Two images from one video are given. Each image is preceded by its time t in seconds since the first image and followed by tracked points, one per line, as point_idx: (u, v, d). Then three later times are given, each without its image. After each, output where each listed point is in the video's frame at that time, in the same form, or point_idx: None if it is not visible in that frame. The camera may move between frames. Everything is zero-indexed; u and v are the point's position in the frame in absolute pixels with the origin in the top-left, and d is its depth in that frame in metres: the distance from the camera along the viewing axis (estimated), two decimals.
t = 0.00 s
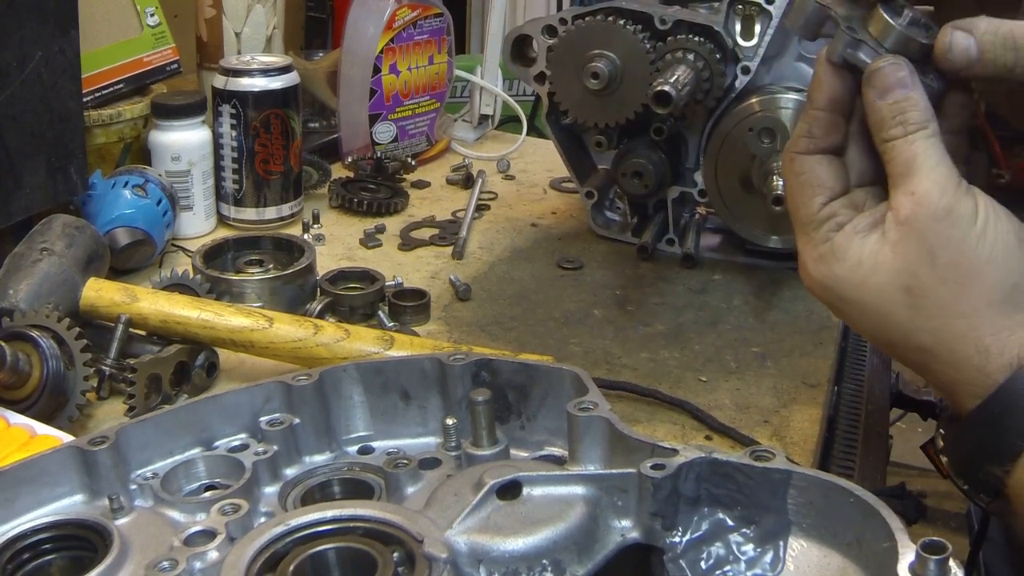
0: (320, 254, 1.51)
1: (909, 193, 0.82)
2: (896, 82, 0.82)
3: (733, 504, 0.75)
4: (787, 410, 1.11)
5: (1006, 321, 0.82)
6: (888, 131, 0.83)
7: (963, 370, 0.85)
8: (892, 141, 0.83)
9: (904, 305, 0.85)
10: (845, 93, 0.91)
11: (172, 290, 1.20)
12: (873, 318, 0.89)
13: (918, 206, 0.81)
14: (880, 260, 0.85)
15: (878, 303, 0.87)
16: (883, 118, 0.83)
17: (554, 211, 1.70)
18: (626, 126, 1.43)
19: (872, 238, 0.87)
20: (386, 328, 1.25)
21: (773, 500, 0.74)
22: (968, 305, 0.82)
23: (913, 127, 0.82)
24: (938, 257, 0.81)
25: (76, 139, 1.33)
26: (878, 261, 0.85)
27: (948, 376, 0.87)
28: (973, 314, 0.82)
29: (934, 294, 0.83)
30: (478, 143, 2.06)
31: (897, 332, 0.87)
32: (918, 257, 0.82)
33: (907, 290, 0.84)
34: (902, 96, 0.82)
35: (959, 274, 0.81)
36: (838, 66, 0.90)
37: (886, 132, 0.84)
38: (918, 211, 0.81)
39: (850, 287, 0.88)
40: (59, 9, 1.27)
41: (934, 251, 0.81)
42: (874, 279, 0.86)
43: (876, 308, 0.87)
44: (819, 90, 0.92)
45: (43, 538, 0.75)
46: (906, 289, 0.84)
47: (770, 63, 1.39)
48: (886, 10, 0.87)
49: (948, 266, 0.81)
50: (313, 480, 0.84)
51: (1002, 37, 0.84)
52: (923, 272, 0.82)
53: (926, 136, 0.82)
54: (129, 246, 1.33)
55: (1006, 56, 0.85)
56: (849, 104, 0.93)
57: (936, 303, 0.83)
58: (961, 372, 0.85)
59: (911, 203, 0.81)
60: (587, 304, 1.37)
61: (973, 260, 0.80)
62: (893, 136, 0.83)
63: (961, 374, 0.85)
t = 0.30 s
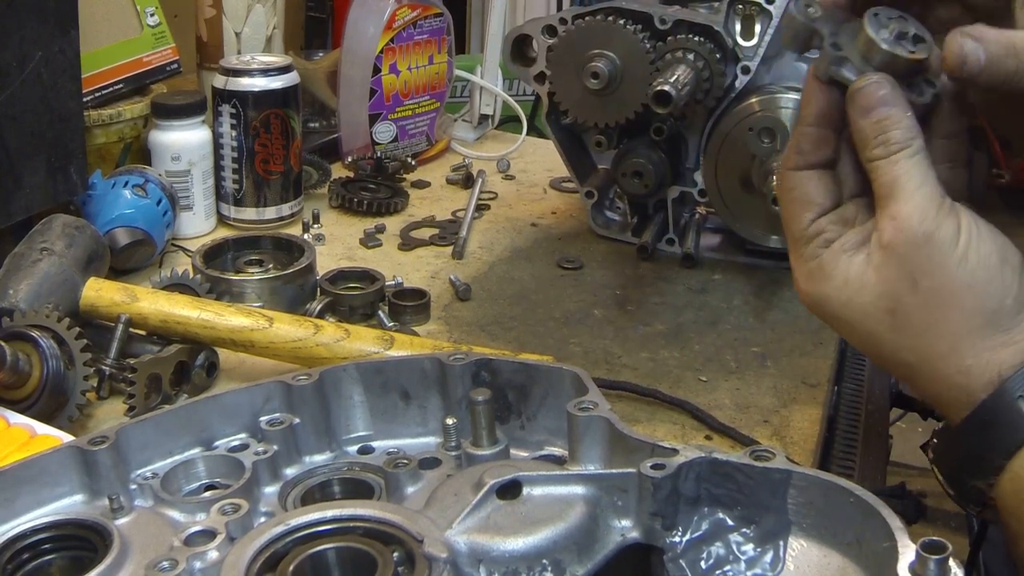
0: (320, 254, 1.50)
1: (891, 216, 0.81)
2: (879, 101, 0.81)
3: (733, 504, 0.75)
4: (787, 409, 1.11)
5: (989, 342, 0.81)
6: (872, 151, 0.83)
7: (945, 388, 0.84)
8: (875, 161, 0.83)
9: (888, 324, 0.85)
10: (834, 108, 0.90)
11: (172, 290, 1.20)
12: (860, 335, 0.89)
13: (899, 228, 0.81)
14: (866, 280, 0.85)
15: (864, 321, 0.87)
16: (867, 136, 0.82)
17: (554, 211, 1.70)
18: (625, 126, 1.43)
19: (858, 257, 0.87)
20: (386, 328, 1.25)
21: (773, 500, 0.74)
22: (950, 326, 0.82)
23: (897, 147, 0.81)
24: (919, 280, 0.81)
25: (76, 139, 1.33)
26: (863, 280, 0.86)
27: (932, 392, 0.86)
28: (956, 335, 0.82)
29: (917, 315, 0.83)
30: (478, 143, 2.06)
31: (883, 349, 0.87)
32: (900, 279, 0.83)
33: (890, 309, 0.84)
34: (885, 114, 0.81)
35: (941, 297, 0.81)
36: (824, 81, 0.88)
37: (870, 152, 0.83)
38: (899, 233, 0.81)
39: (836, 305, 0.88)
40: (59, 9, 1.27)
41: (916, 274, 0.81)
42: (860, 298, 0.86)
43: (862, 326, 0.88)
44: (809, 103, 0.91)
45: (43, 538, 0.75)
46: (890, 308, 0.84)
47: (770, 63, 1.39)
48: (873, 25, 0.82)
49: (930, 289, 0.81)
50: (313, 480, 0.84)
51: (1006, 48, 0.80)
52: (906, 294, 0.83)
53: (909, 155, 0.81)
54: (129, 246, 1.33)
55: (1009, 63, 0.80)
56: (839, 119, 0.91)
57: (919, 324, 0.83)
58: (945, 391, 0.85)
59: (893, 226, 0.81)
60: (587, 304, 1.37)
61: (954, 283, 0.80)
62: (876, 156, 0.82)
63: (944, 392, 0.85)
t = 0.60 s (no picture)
0: (320, 254, 1.51)
1: (829, 280, 0.81)
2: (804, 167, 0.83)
3: (733, 504, 0.75)
4: (787, 410, 1.11)
5: (941, 393, 0.80)
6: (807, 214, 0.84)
7: (906, 440, 0.83)
8: (811, 222, 0.84)
9: (841, 385, 0.84)
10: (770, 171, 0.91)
11: (172, 290, 1.20)
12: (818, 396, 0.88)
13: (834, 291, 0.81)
14: (813, 343, 0.85)
15: (819, 383, 0.87)
16: (799, 199, 0.84)
17: (554, 211, 1.70)
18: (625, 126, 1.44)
19: (806, 317, 0.87)
20: (386, 329, 1.25)
21: (773, 500, 0.74)
22: (898, 382, 0.81)
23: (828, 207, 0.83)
24: (861, 340, 0.81)
25: (76, 139, 1.33)
26: (811, 343, 0.85)
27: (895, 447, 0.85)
28: (904, 393, 0.81)
29: (865, 375, 0.82)
30: (478, 143, 2.06)
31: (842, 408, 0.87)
32: (844, 341, 0.82)
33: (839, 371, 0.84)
34: (810, 180, 0.83)
35: (885, 356, 0.80)
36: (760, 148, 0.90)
37: (805, 215, 0.84)
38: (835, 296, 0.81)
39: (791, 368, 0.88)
40: (59, 9, 1.27)
41: (857, 335, 0.81)
42: (811, 361, 0.86)
43: (819, 387, 0.87)
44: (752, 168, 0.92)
45: (42, 538, 0.75)
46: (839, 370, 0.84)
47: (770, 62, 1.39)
48: (789, 91, 0.86)
49: (873, 349, 0.80)
50: (313, 480, 0.84)
51: (919, 98, 0.81)
52: (851, 355, 0.82)
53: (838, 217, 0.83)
54: (129, 246, 1.33)
55: (930, 114, 0.81)
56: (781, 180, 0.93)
57: (868, 383, 0.82)
58: (905, 443, 0.83)
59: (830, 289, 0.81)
60: (587, 304, 1.37)
61: (896, 341, 0.79)
62: (811, 219, 0.84)
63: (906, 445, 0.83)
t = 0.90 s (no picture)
0: (320, 254, 1.50)
1: (821, 277, 0.82)
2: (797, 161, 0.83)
3: (733, 504, 0.75)
4: (787, 409, 1.11)
5: (932, 396, 0.81)
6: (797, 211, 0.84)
7: (894, 443, 0.84)
8: (802, 219, 0.84)
9: (826, 387, 0.85)
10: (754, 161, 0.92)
11: (172, 290, 1.20)
12: (799, 398, 0.89)
13: (829, 291, 0.81)
14: (800, 344, 0.85)
15: (802, 385, 0.87)
16: (790, 194, 0.84)
17: (554, 211, 1.70)
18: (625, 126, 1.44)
19: (791, 319, 0.87)
20: (387, 329, 1.25)
21: (773, 500, 0.74)
22: (888, 384, 0.81)
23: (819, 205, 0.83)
24: (854, 341, 0.81)
25: (76, 139, 1.33)
26: (798, 344, 0.85)
27: (880, 449, 0.86)
28: (894, 394, 0.82)
29: (854, 376, 0.83)
30: (478, 143, 2.06)
31: (825, 410, 0.87)
32: (835, 343, 0.83)
33: (827, 373, 0.84)
34: (804, 171, 0.83)
35: (876, 358, 0.81)
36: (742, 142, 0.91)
37: (796, 212, 0.84)
38: (829, 296, 0.81)
39: (774, 369, 0.88)
40: (59, 9, 1.27)
41: (849, 337, 0.81)
42: (796, 363, 0.86)
43: (801, 390, 0.87)
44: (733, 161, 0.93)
45: (42, 538, 0.75)
46: (827, 372, 0.84)
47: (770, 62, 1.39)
48: (787, 76, 0.87)
49: (865, 351, 0.81)
50: (313, 480, 0.84)
51: (911, 96, 0.83)
52: (841, 357, 0.82)
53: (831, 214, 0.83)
54: (129, 246, 1.33)
55: (925, 112, 0.83)
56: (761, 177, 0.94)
57: (857, 386, 0.83)
58: (891, 445, 0.84)
59: (823, 289, 0.81)
60: (587, 304, 1.37)
61: (889, 341, 0.80)
62: (801, 217, 0.84)
63: (891, 447, 0.84)
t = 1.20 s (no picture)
0: (320, 254, 1.51)
1: (815, 283, 0.82)
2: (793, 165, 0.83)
3: (733, 504, 0.75)
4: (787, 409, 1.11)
5: (927, 404, 0.81)
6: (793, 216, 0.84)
7: (887, 449, 0.84)
8: (797, 224, 0.84)
9: (819, 392, 0.85)
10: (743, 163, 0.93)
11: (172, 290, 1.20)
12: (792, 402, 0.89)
13: (823, 297, 0.81)
14: (793, 350, 0.85)
15: (795, 390, 0.87)
16: (785, 198, 0.84)
17: (554, 211, 1.70)
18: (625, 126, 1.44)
19: (785, 324, 0.88)
20: (386, 329, 1.25)
21: (773, 500, 0.74)
22: (883, 392, 0.82)
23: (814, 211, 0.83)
24: (849, 348, 0.81)
25: (76, 139, 1.33)
26: (791, 350, 0.86)
27: (873, 455, 0.86)
28: (889, 402, 0.82)
29: (847, 383, 0.83)
30: (478, 143, 2.06)
31: (817, 415, 0.87)
32: (829, 349, 0.83)
33: (820, 378, 0.84)
34: (800, 174, 0.82)
35: (870, 365, 0.81)
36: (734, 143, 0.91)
37: (791, 217, 0.85)
38: (823, 302, 0.81)
39: (767, 373, 0.89)
40: (59, 9, 1.27)
41: (843, 343, 0.81)
42: (790, 368, 0.86)
43: (794, 394, 0.88)
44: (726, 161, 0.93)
45: (42, 538, 0.75)
46: (820, 378, 0.84)
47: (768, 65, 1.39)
48: (779, 74, 0.86)
49: (860, 358, 0.81)
50: (313, 480, 0.84)
51: (904, 106, 0.84)
52: (835, 363, 0.83)
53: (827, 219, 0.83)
54: (129, 246, 1.33)
55: (916, 121, 0.84)
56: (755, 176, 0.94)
57: (851, 392, 0.83)
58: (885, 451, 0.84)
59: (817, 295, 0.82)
60: (587, 304, 1.37)
61: (884, 348, 0.80)
62: (796, 222, 0.84)
63: (884, 453, 0.84)
